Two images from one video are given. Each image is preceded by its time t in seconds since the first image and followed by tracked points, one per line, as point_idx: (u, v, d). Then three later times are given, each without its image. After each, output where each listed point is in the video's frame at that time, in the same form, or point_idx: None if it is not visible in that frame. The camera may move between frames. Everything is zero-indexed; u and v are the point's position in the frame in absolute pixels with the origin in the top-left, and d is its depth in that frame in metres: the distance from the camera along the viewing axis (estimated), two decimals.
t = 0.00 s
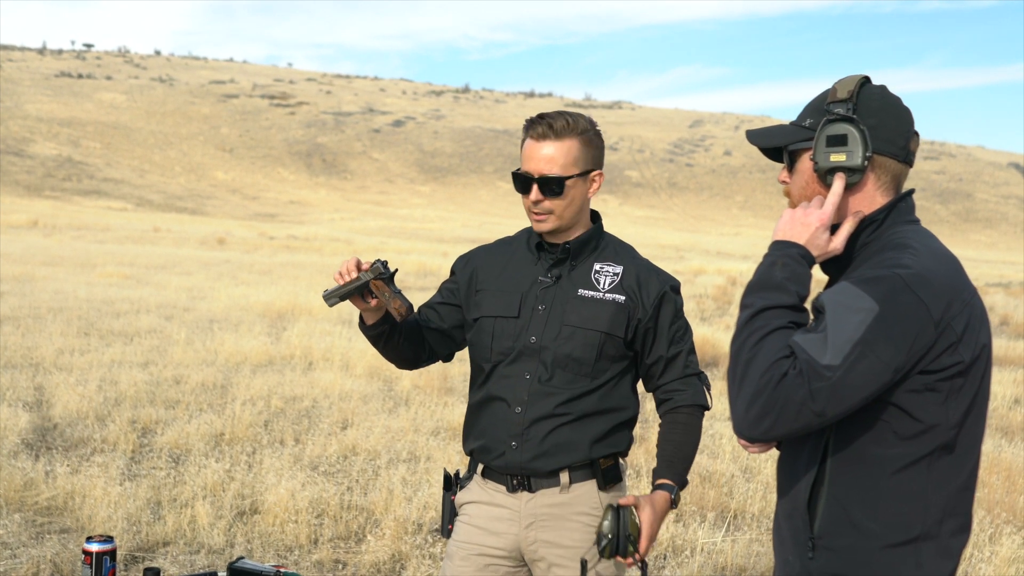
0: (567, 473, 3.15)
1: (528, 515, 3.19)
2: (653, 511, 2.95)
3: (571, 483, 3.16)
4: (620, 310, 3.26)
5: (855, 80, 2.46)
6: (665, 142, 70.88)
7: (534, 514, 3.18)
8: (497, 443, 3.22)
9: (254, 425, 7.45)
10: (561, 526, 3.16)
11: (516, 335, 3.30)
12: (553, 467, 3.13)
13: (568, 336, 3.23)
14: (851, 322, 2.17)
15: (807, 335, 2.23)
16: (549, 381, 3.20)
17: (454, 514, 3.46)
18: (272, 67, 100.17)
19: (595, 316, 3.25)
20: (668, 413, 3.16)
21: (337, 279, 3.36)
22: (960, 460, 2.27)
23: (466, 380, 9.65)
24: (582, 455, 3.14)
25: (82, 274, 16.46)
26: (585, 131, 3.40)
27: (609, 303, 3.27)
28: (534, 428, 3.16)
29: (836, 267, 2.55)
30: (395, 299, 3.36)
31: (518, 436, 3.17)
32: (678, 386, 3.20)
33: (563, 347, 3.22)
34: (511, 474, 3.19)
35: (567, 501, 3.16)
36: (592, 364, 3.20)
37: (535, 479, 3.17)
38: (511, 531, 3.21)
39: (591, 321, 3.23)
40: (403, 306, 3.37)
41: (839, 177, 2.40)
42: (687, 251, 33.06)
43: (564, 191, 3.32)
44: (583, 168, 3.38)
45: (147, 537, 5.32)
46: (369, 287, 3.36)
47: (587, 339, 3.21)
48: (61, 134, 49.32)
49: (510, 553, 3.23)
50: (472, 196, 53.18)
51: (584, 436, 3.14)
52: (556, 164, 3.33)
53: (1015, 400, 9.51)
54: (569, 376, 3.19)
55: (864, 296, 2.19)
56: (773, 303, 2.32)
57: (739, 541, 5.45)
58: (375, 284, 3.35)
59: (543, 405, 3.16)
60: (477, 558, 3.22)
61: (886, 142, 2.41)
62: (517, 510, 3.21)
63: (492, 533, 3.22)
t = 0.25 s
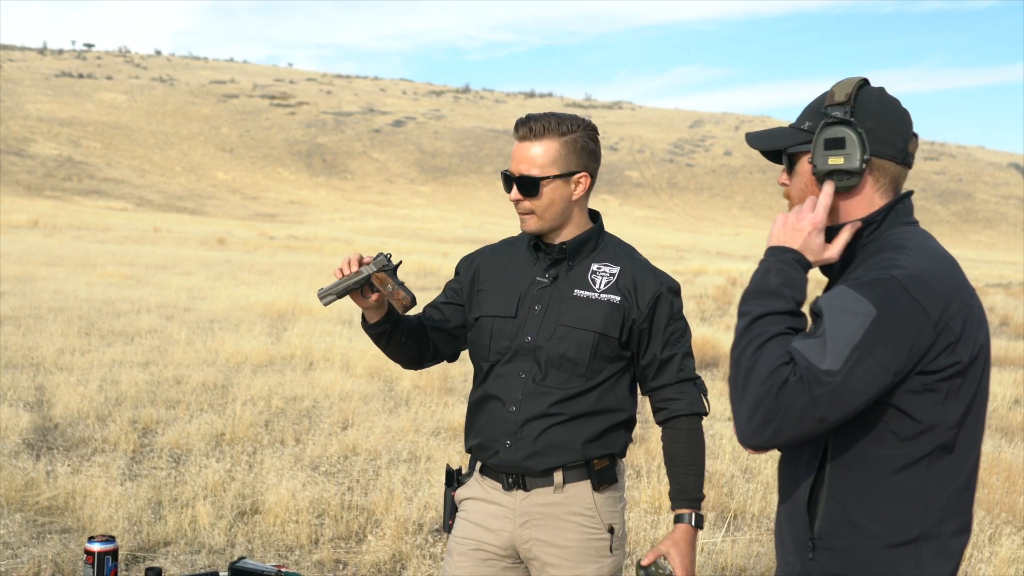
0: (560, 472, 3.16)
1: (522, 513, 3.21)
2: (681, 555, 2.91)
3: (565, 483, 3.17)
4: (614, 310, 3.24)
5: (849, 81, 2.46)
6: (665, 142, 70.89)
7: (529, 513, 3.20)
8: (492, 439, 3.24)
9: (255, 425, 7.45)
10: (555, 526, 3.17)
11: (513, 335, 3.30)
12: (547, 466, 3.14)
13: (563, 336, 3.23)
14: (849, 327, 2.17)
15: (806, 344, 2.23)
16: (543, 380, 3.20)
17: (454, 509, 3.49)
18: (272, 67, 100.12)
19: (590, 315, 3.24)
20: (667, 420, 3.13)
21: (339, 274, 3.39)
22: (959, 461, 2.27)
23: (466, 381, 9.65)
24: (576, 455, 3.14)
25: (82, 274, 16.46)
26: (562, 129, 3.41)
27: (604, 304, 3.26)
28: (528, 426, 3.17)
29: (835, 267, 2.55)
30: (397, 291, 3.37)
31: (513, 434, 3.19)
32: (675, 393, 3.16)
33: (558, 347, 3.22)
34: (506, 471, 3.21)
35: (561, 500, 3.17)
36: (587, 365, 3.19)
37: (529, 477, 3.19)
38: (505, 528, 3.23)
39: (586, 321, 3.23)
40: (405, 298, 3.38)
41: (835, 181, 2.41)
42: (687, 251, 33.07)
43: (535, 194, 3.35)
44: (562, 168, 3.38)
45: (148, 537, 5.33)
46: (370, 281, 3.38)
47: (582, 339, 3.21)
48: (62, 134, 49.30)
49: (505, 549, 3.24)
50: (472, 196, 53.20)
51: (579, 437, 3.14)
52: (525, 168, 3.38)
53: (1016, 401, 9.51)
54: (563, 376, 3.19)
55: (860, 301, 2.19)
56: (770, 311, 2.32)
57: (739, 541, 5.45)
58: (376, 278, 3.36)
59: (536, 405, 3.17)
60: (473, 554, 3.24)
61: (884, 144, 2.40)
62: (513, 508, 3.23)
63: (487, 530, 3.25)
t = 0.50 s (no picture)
0: (556, 472, 3.17)
1: (518, 512, 3.22)
2: (685, 561, 2.91)
3: (561, 484, 3.18)
4: (612, 309, 3.23)
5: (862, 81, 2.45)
6: (666, 142, 70.88)
7: (524, 512, 3.21)
8: (491, 437, 3.26)
9: (256, 425, 7.45)
10: (549, 526, 3.19)
11: (513, 333, 3.32)
12: (543, 465, 3.16)
13: (560, 335, 3.24)
14: (852, 331, 2.18)
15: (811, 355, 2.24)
16: (539, 378, 3.21)
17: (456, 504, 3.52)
18: (273, 67, 100.12)
19: (588, 314, 3.23)
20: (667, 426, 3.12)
21: (343, 271, 3.47)
22: (961, 461, 2.27)
23: (467, 381, 9.65)
24: (575, 456, 3.15)
25: (82, 274, 16.45)
26: (562, 132, 3.40)
27: (602, 303, 3.24)
28: (527, 425, 3.18)
29: (833, 266, 2.54)
30: (398, 281, 3.41)
31: (509, 433, 3.22)
32: (674, 395, 3.14)
33: (554, 345, 3.23)
34: (505, 471, 3.24)
35: (556, 501, 3.18)
36: (583, 364, 3.20)
37: (526, 477, 3.20)
38: (501, 526, 3.26)
39: (582, 321, 3.23)
40: (406, 288, 3.41)
41: (847, 186, 2.41)
42: (688, 251, 33.07)
43: (535, 197, 3.35)
44: (561, 171, 3.37)
45: (150, 537, 5.33)
46: (373, 275, 3.45)
47: (578, 338, 3.21)
48: (62, 134, 49.27)
49: (501, 547, 3.27)
50: (473, 197, 53.18)
51: (578, 436, 3.15)
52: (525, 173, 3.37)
53: (1016, 401, 9.52)
54: (559, 375, 3.20)
55: (859, 305, 2.20)
56: (749, 350, 2.29)
57: (741, 541, 5.44)
58: (379, 270, 3.43)
59: (533, 404, 3.19)
60: (472, 550, 3.28)
61: (896, 149, 2.40)
62: (509, 507, 3.25)
63: (484, 527, 3.28)
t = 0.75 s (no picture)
0: (550, 473, 3.19)
1: (513, 512, 3.26)
2: (656, 561, 2.91)
3: (555, 485, 3.20)
4: (602, 310, 3.20)
5: (887, 77, 2.43)
6: (666, 142, 70.88)
7: (520, 512, 3.24)
8: (484, 436, 3.31)
9: (256, 425, 7.45)
10: (543, 526, 3.21)
11: (507, 332, 3.35)
12: (535, 466, 3.18)
13: (551, 336, 3.24)
14: (824, 323, 2.23)
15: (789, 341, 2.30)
16: (530, 379, 3.22)
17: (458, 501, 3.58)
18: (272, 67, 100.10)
19: (579, 314, 3.22)
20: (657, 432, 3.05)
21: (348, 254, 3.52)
22: (959, 462, 2.26)
23: (468, 381, 9.66)
24: (569, 457, 3.16)
25: (82, 275, 16.45)
26: (569, 136, 3.37)
27: (593, 303, 3.22)
28: (518, 426, 3.21)
29: (837, 265, 2.53)
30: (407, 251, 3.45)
31: (501, 433, 3.25)
32: (663, 398, 3.06)
33: (545, 345, 3.23)
34: (500, 473, 3.27)
35: (551, 501, 3.20)
36: (573, 365, 3.19)
37: (521, 477, 3.23)
38: (497, 525, 3.29)
39: (573, 321, 3.21)
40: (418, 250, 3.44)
41: (863, 187, 2.39)
42: (688, 251, 33.05)
43: (536, 202, 3.33)
44: (557, 177, 3.34)
45: (150, 538, 5.33)
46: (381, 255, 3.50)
47: (567, 339, 3.20)
48: (62, 134, 49.27)
49: (497, 547, 3.31)
50: (473, 197, 53.20)
51: (572, 438, 3.16)
52: (527, 175, 3.34)
53: (1016, 401, 9.51)
54: (550, 376, 3.21)
55: (835, 298, 2.25)
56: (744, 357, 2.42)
57: (741, 541, 5.45)
58: (386, 246, 3.48)
59: (526, 404, 3.20)
60: (470, 547, 3.33)
61: (915, 152, 2.40)
62: (505, 506, 3.28)
63: (482, 525, 3.33)
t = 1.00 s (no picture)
0: (543, 475, 3.20)
1: (507, 511, 3.27)
2: (629, 562, 2.91)
3: (547, 486, 3.21)
4: (595, 313, 3.18)
5: (905, 76, 2.42)
6: (666, 142, 70.86)
7: (514, 512, 3.25)
8: (478, 437, 3.33)
9: (256, 425, 7.45)
10: (535, 526, 3.22)
11: (502, 333, 3.35)
12: (527, 468, 3.19)
13: (543, 338, 3.23)
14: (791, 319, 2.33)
15: (763, 331, 2.42)
16: (523, 380, 3.23)
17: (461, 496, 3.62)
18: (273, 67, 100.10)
19: (572, 317, 3.21)
20: (646, 437, 3.02)
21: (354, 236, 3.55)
22: (936, 470, 2.25)
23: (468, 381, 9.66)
24: (562, 458, 3.17)
25: (83, 275, 16.46)
26: (573, 138, 3.35)
27: (584, 307, 3.21)
28: (511, 428, 3.22)
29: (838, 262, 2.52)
30: (411, 230, 3.46)
31: (495, 434, 3.26)
32: (652, 402, 3.05)
33: (536, 347, 3.23)
34: (496, 472, 3.29)
35: (544, 502, 3.21)
36: (565, 368, 3.19)
37: (515, 478, 3.25)
38: (491, 524, 3.32)
39: (565, 324, 3.20)
40: (419, 234, 3.45)
41: (874, 189, 2.39)
42: (688, 251, 33.03)
43: (538, 205, 3.30)
44: (552, 180, 3.32)
45: (150, 537, 5.33)
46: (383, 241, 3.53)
47: (559, 341, 3.20)
48: (63, 134, 49.29)
49: (493, 545, 3.34)
50: (473, 197, 53.21)
51: (564, 439, 3.17)
52: (528, 176, 3.32)
53: (1016, 401, 9.50)
54: (543, 377, 3.21)
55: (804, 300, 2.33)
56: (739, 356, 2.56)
57: (740, 541, 5.45)
58: (389, 228, 3.50)
59: (519, 405, 3.21)
60: (466, 543, 3.37)
61: (929, 156, 2.40)
62: (500, 506, 3.30)
63: (478, 522, 3.36)
